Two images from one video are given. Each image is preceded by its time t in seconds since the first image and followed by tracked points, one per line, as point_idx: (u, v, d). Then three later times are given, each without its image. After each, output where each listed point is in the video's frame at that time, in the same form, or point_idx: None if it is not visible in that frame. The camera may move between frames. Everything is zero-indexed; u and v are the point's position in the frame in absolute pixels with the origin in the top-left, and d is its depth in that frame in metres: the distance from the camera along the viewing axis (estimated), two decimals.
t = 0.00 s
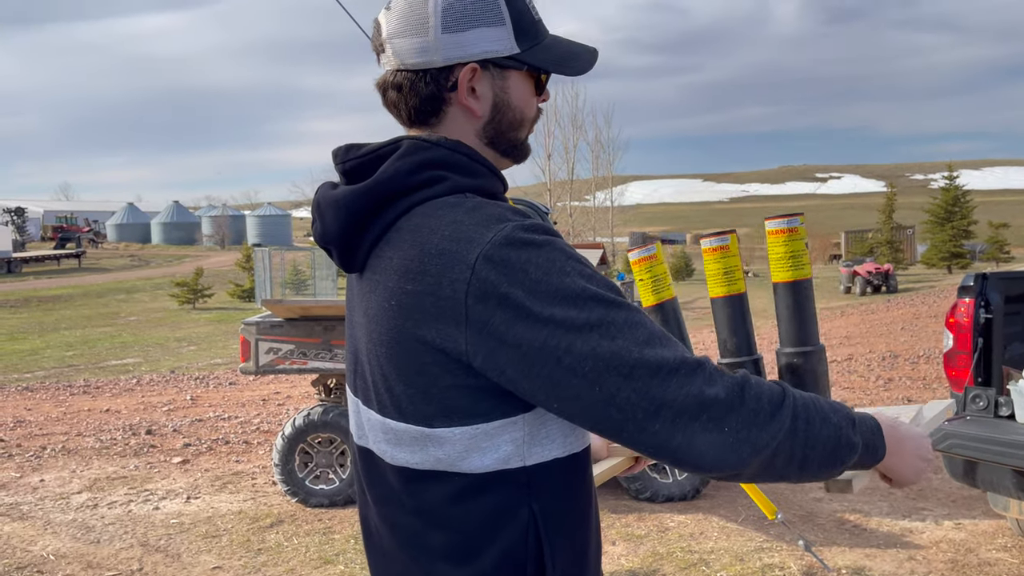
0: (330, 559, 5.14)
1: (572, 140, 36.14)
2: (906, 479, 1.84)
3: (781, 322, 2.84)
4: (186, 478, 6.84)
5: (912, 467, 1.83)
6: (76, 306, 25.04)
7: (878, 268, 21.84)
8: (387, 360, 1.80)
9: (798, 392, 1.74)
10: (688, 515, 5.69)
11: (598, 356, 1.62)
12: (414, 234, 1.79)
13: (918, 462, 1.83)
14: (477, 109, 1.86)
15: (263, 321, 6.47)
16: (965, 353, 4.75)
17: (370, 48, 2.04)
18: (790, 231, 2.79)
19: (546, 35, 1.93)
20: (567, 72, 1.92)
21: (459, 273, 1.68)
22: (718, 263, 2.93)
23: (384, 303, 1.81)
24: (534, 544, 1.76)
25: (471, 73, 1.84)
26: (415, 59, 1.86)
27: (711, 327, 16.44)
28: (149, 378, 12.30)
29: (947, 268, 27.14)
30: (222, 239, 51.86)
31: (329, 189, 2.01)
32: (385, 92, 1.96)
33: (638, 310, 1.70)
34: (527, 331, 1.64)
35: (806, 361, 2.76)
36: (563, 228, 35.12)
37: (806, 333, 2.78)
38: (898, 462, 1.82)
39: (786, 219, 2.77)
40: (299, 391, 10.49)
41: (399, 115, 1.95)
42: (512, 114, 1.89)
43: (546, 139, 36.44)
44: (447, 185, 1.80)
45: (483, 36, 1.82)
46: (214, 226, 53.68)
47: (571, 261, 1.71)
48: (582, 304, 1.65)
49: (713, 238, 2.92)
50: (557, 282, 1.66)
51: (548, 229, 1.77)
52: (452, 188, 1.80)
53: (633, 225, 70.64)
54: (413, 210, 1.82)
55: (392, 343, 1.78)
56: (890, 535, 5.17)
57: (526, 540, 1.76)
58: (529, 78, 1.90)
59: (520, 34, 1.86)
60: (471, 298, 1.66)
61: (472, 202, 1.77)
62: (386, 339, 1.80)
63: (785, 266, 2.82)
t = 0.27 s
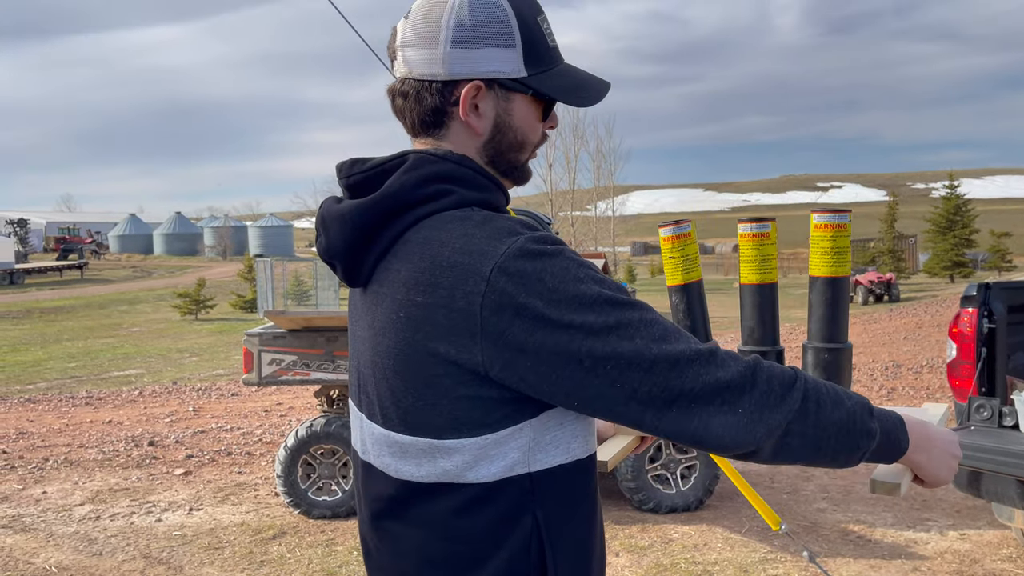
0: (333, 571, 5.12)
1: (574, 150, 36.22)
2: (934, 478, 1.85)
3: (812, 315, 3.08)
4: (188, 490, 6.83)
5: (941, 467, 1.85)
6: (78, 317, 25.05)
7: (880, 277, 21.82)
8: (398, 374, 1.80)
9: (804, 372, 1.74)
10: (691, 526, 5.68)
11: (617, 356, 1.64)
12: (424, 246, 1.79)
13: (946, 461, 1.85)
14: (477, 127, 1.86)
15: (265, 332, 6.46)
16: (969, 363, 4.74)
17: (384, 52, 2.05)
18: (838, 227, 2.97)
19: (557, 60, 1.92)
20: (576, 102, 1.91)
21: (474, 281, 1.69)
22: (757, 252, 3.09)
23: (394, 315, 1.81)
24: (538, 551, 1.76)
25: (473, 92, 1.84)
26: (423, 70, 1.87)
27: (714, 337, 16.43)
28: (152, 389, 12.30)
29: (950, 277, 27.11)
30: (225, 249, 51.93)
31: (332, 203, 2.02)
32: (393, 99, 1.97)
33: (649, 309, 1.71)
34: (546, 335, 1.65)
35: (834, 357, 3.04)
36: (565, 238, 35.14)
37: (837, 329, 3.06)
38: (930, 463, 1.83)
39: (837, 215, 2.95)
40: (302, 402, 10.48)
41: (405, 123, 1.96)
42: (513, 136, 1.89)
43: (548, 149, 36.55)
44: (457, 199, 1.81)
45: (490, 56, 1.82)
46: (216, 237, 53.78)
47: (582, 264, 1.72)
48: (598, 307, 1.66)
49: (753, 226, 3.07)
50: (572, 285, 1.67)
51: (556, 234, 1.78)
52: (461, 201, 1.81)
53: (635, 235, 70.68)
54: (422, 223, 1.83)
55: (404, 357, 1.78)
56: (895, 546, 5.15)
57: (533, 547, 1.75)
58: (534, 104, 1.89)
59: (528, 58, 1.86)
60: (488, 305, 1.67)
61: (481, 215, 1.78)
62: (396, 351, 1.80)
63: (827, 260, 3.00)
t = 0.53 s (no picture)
0: None
1: (575, 158, 36.26)
2: (942, 474, 1.83)
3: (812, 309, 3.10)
4: (190, 498, 6.83)
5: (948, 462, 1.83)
6: (80, 325, 25.06)
7: (882, 284, 21.81)
8: (406, 381, 1.80)
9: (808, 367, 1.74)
10: (694, 533, 5.66)
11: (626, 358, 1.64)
12: (431, 252, 1.80)
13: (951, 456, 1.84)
14: (478, 136, 1.86)
15: (267, 340, 6.46)
16: (971, 370, 4.76)
17: (392, 62, 2.07)
18: (837, 221, 3.00)
19: (560, 70, 1.91)
20: (579, 113, 1.89)
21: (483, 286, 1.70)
22: (757, 247, 3.10)
23: (402, 321, 1.81)
24: (542, 555, 1.75)
25: (473, 102, 1.84)
26: (425, 79, 1.88)
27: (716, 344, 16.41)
28: (153, 397, 12.30)
29: (951, 284, 27.09)
30: (226, 257, 52.00)
31: (339, 210, 2.02)
32: (398, 108, 1.98)
33: (656, 311, 1.71)
34: (556, 338, 1.65)
35: (834, 350, 3.03)
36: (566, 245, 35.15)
37: (837, 322, 3.06)
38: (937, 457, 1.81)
39: (835, 211, 2.99)
40: (304, 410, 10.48)
41: (409, 132, 1.97)
42: (515, 145, 1.89)
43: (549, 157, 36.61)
44: (463, 207, 1.81)
45: (489, 66, 1.82)
46: (218, 245, 53.86)
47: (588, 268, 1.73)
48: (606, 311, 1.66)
49: (754, 219, 3.07)
50: (579, 289, 1.67)
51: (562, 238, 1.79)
52: (468, 208, 1.81)
53: (636, 242, 70.70)
54: (429, 229, 1.83)
55: (412, 364, 1.78)
56: (899, 554, 5.13)
57: (538, 551, 1.75)
58: (537, 114, 1.89)
59: (529, 68, 1.85)
60: (497, 309, 1.67)
61: (488, 221, 1.79)
62: (404, 356, 1.80)
63: (826, 255, 3.05)
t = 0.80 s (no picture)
0: None
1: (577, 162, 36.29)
2: (945, 459, 1.80)
3: (789, 309, 2.70)
4: (192, 503, 6.83)
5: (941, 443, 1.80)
6: (83, 330, 25.09)
7: (885, 288, 21.78)
8: (404, 383, 1.80)
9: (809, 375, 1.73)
10: (697, 538, 5.65)
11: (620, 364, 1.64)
12: (428, 256, 1.80)
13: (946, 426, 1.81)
14: (481, 137, 1.86)
15: (269, 345, 6.46)
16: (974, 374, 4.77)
17: (392, 67, 2.07)
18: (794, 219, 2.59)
19: (561, 71, 1.91)
20: (579, 112, 1.89)
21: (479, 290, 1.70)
22: (719, 257, 2.63)
23: (400, 323, 1.82)
24: (543, 558, 1.75)
25: (475, 104, 1.84)
26: (426, 83, 1.88)
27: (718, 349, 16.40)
28: (156, 402, 12.31)
29: (954, 288, 27.05)
30: (229, 262, 52.06)
31: (342, 212, 2.03)
32: (401, 113, 1.99)
33: (653, 317, 1.70)
34: (549, 344, 1.65)
35: (818, 349, 2.65)
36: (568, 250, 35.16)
37: (814, 315, 2.67)
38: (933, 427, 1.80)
39: (793, 206, 2.57)
40: (306, 415, 10.48)
41: (412, 136, 1.97)
42: (517, 146, 1.88)
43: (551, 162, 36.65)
44: (462, 210, 1.81)
45: (491, 68, 1.82)
46: (221, 250, 53.92)
47: (583, 274, 1.72)
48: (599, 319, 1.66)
49: (711, 229, 2.59)
50: (573, 295, 1.67)
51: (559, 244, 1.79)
52: (465, 212, 1.81)
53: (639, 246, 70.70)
54: (427, 233, 1.84)
55: (409, 366, 1.78)
56: (902, 559, 5.11)
57: (539, 554, 1.75)
58: (538, 114, 1.88)
59: (530, 69, 1.85)
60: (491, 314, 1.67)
61: (484, 226, 1.79)
62: (402, 358, 1.80)
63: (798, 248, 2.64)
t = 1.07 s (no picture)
0: None
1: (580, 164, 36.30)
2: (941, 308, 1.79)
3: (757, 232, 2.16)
4: (196, 505, 6.83)
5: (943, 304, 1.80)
6: (87, 333, 25.13)
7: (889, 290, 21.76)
8: (407, 381, 1.81)
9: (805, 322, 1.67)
10: (700, 541, 5.63)
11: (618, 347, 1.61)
12: (430, 251, 1.80)
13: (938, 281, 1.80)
14: (487, 134, 1.86)
15: (271, 347, 6.47)
16: (979, 376, 4.70)
17: (395, 72, 2.07)
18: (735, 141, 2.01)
19: (563, 65, 1.91)
20: (582, 103, 1.88)
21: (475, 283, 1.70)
22: (672, 203, 2.10)
23: (402, 321, 1.82)
24: (548, 557, 1.74)
25: (480, 101, 1.83)
26: (431, 84, 1.88)
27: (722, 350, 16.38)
28: (160, 404, 12.31)
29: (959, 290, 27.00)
30: (233, 265, 52.13)
31: (349, 214, 2.04)
32: (406, 116, 1.99)
33: (651, 300, 1.67)
34: (546, 328, 1.63)
35: (803, 263, 2.09)
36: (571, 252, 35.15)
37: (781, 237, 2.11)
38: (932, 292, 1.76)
39: (727, 130, 2.00)
40: (309, 417, 10.48)
41: (418, 138, 1.97)
42: (523, 141, 1.88)
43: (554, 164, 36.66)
44: (461, 208, 1.80)
45: (494, 64, 1.82)
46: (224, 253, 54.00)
47: (578, 264, 1.71)
48: (594, 304, 1.64)
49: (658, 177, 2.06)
50: (567, 283, 1.65)
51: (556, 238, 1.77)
52: (466, 210, 1.80)
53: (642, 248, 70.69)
54: (426, 231, 1.83)
55: (413, 363, 1.79)
56: (907, 561, 5.10)
57: (544, 554, 1.74)
58: (542, 107, 1.87)
59: (532, 64, 1.84)
60: (487, 305, 1.67)
61: (484, 218, 1.78)
62: (404, 356, 1.81)
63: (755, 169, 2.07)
